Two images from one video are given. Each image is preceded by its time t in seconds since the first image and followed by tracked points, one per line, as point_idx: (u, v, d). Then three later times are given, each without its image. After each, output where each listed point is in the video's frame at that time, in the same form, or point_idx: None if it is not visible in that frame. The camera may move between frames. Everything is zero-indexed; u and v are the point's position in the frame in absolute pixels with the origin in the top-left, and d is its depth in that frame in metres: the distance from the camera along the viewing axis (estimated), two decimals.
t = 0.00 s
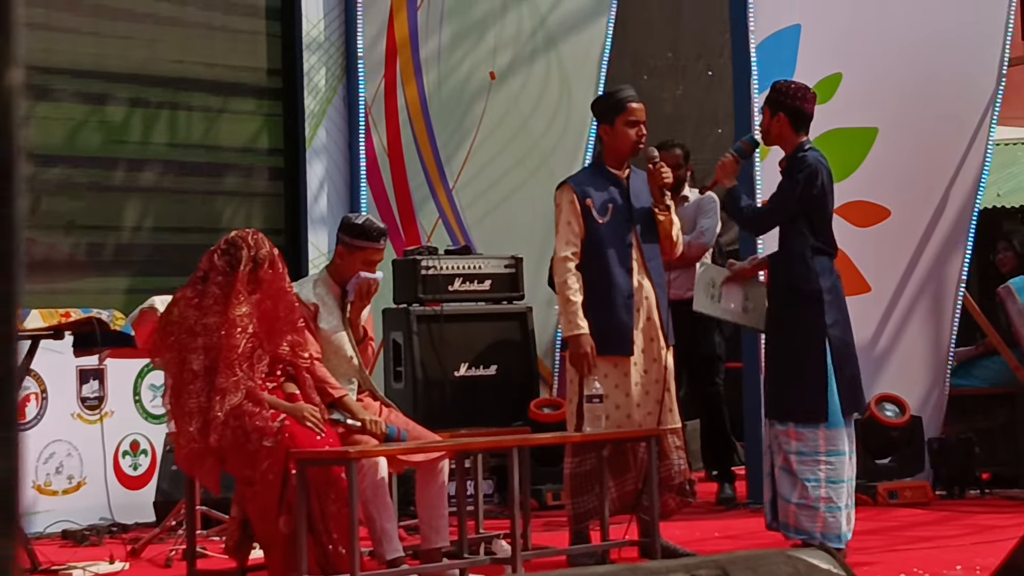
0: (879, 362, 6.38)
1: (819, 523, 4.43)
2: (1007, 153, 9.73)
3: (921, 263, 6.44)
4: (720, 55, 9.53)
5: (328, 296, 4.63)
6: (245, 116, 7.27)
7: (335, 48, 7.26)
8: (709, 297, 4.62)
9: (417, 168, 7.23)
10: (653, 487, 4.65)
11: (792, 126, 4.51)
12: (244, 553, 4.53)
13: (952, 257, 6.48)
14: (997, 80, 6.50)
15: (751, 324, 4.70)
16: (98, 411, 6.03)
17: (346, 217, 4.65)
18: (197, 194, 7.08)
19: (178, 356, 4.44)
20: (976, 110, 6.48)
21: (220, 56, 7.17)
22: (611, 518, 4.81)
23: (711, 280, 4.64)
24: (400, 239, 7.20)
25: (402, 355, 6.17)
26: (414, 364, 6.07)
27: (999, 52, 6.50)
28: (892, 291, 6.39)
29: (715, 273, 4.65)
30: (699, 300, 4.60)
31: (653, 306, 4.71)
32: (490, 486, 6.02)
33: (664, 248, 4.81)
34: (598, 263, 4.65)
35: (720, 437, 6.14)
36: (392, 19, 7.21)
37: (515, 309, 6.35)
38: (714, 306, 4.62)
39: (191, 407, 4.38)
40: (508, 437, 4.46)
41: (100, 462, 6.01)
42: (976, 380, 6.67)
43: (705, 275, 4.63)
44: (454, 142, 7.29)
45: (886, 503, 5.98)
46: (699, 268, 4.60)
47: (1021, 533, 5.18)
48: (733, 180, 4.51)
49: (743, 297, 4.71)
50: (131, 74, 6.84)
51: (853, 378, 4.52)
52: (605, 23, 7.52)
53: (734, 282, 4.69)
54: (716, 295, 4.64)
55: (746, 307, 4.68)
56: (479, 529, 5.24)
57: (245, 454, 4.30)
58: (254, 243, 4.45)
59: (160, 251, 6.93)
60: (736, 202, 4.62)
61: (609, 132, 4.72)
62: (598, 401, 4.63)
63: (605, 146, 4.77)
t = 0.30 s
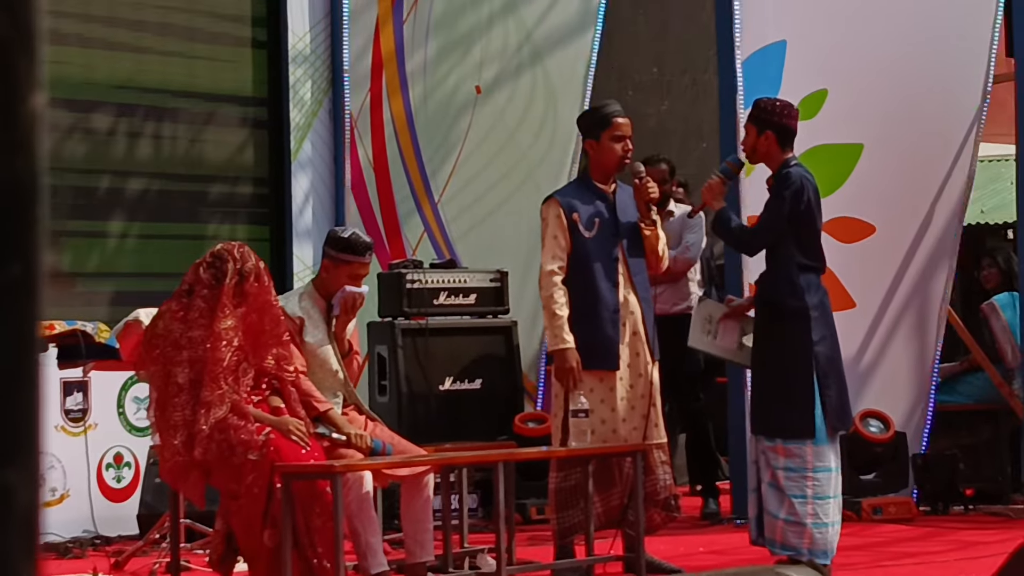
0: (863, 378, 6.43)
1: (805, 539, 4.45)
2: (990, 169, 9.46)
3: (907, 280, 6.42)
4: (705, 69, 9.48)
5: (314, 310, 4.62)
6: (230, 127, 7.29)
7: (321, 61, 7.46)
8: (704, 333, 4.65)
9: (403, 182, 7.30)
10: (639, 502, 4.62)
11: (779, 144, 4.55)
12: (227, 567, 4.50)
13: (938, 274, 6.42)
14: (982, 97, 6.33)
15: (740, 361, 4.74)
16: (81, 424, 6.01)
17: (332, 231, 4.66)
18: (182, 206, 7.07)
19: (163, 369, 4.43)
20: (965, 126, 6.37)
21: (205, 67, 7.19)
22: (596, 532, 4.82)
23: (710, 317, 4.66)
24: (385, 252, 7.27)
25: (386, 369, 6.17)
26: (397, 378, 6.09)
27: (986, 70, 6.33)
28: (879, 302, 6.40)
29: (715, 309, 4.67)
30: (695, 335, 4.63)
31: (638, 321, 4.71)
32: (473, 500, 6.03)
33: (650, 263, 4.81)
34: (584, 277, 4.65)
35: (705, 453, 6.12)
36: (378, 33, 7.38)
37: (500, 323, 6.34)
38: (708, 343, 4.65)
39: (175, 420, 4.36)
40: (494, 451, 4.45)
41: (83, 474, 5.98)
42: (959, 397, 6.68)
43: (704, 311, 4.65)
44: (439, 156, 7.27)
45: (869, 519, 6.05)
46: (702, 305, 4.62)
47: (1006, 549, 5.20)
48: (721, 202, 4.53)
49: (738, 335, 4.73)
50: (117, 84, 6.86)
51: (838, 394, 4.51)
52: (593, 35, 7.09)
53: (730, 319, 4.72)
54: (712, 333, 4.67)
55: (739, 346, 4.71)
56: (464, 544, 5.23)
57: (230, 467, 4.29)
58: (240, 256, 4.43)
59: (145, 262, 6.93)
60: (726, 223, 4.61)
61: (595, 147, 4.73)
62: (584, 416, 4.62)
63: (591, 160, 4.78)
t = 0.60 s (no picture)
0: (822, 393, 6.43)
1: (767, 553, 4.42)
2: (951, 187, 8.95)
3: (866, 295, 6.46)
4: (666, 83, 9.40)
5: (272, 321, 4.60)
6: (188, 137, 7.21)
7: (281, 71, 7.38)
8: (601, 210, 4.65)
9: (362, 193, 7.25)
10: (596, 515, 4.60)
11: (749, 157, 4.56)
12: None
13: (896, 288, 6.50)
14: (942, 113, 6.50)
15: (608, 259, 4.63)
16: (37, 433, 5.96)
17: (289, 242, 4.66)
18: (141, 215, 7.03)
19: (119, 379, 4.38)
20: (921, 142, 6.52)
21: (165, 75, 7.13)
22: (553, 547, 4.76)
23: (616, 205, 4.67)
24: (343, 263, 7.20)
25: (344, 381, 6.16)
26: (356, 390, 6.07)
27: (945, 86, 6.51)
28: (837, 317, 6.42)
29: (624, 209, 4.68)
30: (595, 198, 4.64)
31: (597, 334, 4.67)
32: (431, 512, 6.02)
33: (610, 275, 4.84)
34: (544, 289, 4.61)
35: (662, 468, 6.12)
36: (339, 44, 7.32)
37: (459, 335, 6.35)
38: (598, 211, 4.63)
39: (131, 431, 4.32)
40: (450, 464, 4.42)
41: (38, 484, 5.92)
42: (918, 412, 6.70)
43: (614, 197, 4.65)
44: (400, 167, 7.27)
45: (827, 534, 6.06)
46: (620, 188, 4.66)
47: (965, 564, 5.20)
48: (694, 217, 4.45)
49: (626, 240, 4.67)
50: (76, 93, 6.81)
51: (801, 407, 4.51)
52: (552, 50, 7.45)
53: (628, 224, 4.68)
54: (607, 213, 4.64)
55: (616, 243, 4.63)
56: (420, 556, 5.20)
57: (185, 478, 4.25)
58: (198, 267, 4.39)
59: (102, 272, 6.87)
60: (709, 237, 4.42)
61: (555, 160, 4.71)
62: (541, 429, 4.61)
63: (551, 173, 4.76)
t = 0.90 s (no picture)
0: (819, 380, 6.45)
1: (771, 542, 4.43)
2: (949, 173, 8.96)
3: (862, 283, 6.46)
4: (663, 71, 9.45)
5: (269, 308, 4.58)
6: (186, 123, 7.22)
7: (280, 57, 7.38)
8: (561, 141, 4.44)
9: (359, 180, 7.30)
10: (590, 504, 4.59)
11: (744, 155, 4.52)
12: (179, 564, 4.46)
13: (894, 277, 6.49)
14: (941, 104, 6.47)
15: (552, 182, 4.38)
16: (33, 418, 5.99)
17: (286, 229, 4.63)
18: (138, 200, 7.04)
19: (116, 366, 4.39)
20: (921, 131, 6.48)
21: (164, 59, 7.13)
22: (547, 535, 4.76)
23: (578, 138, 4.46)
24: (340, 249, 7.27)
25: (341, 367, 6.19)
26: (352, 376, 6.11)
27: (945, 75, 6.47)
28: (835, 305, 6.43)
29: (585, 145, 4.47)
30: (562, 121, 4.42)
31: (591, 323, 4.68)
32: (427, 498, 6.06)
33: (604, 265, 4.84)
34: (539, 279, 4.62)
35: (655, 459, 6.13)
36: (337, 31, 7.33)
37: (455, 322, 6.37)
38: (560, 134, 4.40)
39: (127, 418, 4.34)
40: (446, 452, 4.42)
41: (35, 469, 5.96)
42: (913, 402, 6.73)
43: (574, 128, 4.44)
44: (397, 154, 7.30)
45: (821, 523, 6.08)
46: (591, 124, 4.46)
47: (958, 554, 5.21)
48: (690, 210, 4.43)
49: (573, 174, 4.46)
50: (73, 79, 6.83)
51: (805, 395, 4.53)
52: (550, 38, 7.40)
53: (581, 161, 4.48)
54: (568, 140, 4.42)
55: (567, 171, 4.39)
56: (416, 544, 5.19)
57: (181, 465, 4.28)
58: (194, 254, 4.38)
59: (98, 257, 6.89)
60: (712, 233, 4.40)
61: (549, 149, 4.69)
62: (536, 417, 4.62)
63: (546, 162, 4.73)
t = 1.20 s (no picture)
0: (811, 341, 6.44)
1: (762, 502, 4.47)
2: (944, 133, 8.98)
3: (857, 242, 6.48)
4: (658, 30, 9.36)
5: (263, 267, 4.54)
6: (183, 83, 7.17)
7: (273, 17, 7.18)
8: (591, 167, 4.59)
9: (353, 139, 7.25)
10: (584, 463, 4.61)
11: (734, 110, 4.51)
12: (174, 522, 4.44)
13: (887, 236, 6.53)
14: (935, 65, 6.53)
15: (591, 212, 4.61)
16: (30, 376, 6.02)
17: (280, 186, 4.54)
18: (133, 160, 7.05)
19: (110, 325, 4.42)
20: (916, 90, 6.51)
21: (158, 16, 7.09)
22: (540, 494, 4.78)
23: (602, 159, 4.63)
24: (336, 210, 7.22)
25: (335, 326, 6.24)
26: (347, 336, 6.15)
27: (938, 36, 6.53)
28: (828, 265, 6.44)
29: (608, 164, 4.64)
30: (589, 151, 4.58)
31: (584, 283, 4.69)
32: (420, 457, 6.17)
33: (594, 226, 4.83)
34: (530, 239, 4.63)
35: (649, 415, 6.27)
36: None
37: (449, 282, 6.39)
38: (588, 167, 4.58)
39: (123, 376, 4.37)
40: (439, 412, 4.44)
41: (32, 427, 6.00)
42: (907, 361, 6.72)
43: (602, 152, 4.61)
44: (391, 114, 7.30)
45: (814, 482, 6.09)
46: (612, 143, 4.62)
47: (948, 512, 5.24)
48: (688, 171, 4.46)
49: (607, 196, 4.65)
50: (67, 39, 6.84)
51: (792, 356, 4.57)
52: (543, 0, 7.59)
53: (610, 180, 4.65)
54: (595, 167, 4.60)
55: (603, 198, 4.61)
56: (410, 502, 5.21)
57: (176, 424, 4.30)
58: (188, 214, 4.40)
59: (94, 216, 6.92)
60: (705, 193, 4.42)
61: (542, 108, 4.70)
62: (529, 376, 4.63)
63: (539, 122, 4.74)
